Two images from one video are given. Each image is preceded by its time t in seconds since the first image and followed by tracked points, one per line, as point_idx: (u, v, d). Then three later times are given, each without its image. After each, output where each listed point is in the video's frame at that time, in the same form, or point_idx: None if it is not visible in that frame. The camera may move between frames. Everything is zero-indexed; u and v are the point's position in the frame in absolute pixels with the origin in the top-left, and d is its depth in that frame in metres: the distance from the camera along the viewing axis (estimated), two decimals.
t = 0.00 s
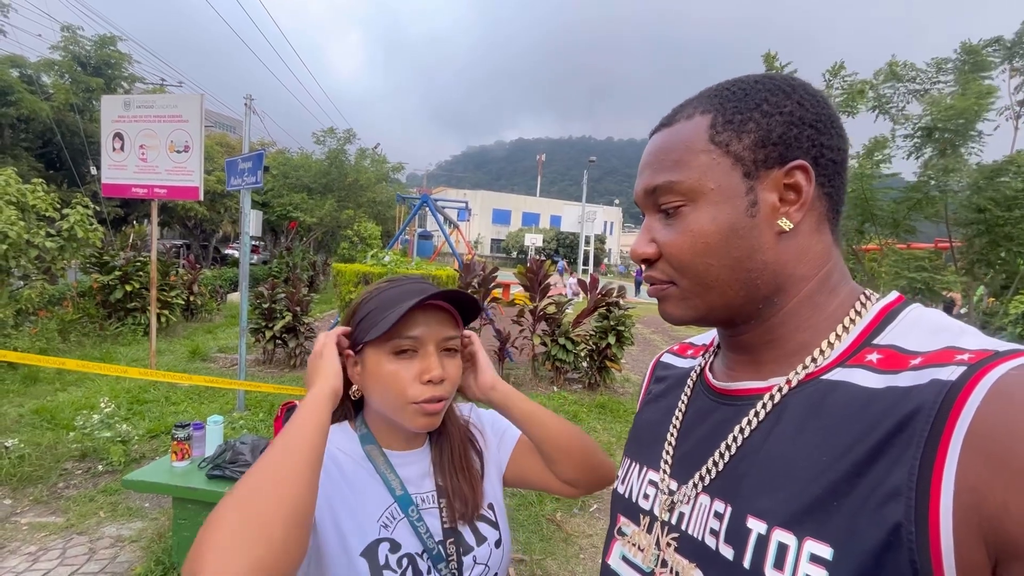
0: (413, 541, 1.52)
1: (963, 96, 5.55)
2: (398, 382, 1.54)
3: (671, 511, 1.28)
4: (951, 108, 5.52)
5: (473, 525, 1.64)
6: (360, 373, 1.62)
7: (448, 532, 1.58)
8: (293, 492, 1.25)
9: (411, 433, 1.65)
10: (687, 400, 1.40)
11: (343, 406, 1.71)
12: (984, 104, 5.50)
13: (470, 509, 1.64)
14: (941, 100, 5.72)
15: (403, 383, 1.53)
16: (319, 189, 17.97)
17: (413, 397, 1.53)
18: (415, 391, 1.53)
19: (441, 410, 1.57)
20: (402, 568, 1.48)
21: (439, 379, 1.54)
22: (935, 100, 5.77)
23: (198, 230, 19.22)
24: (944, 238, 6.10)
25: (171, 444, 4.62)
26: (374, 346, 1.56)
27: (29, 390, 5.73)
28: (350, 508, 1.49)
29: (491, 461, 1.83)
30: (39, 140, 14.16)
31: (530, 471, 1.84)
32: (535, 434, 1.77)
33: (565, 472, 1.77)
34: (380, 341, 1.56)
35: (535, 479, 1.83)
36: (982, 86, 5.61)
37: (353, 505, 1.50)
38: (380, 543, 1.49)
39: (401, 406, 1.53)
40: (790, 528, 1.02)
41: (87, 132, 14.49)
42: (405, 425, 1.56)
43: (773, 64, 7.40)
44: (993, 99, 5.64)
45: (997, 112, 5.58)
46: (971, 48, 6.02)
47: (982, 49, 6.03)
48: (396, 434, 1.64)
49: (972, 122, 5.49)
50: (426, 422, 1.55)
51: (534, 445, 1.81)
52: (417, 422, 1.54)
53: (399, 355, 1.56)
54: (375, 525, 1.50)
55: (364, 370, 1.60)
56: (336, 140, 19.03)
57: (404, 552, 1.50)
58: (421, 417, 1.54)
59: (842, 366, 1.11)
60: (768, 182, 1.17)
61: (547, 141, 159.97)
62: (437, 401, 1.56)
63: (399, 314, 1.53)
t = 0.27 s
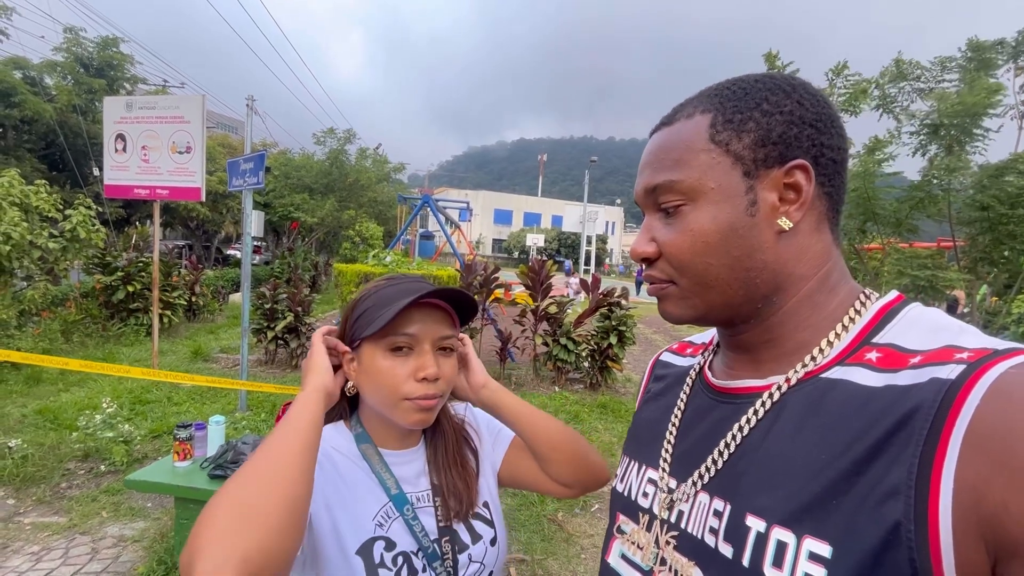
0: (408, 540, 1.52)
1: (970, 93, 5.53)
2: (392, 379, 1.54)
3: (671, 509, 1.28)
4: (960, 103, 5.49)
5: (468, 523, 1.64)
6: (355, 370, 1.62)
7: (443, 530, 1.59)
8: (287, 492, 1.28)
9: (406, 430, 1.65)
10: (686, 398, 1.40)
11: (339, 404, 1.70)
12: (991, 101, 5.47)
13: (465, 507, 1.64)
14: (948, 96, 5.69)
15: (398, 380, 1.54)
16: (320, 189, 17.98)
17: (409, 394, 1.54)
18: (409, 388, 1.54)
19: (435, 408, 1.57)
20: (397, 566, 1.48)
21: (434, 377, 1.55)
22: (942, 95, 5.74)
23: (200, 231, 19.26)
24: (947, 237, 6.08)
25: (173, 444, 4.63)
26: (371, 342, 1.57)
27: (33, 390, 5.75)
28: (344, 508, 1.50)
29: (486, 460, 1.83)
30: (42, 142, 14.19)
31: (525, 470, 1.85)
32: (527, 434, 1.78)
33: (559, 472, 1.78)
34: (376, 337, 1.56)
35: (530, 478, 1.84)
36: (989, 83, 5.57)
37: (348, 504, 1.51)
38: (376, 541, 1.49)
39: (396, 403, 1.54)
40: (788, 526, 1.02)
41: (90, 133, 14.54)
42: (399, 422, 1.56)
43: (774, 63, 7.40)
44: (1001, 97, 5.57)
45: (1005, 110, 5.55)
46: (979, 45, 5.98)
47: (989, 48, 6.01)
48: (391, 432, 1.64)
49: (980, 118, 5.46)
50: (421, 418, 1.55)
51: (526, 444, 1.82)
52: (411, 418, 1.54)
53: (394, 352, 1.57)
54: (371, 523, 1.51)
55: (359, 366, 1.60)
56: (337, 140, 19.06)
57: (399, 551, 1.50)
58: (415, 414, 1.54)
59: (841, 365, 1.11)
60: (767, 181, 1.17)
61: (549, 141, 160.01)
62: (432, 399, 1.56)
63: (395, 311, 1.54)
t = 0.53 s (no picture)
0: (409, 542, 1.53)
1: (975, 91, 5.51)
2: (394, 379, 1.55)
3: (671, 509, 1.28)
4: (965, 100, 5.48)
5: (468, 525, 1.65)
6: (355, 370, 1.63)
7: (443, 532, 1.59)
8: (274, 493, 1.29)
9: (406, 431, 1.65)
10: (686, 398, 1.41)
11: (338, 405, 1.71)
12: (996, 99, 5.45)
13: (465, 508, 1.65)
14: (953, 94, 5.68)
15: (399, 380, 1.55)
16: (321, 190, 17.98)
17: (410, 395, 1.54)
18: (411, 388, 1.54)
19: (436, 407, 1.58)
20: (398, 568, 1.49)
21: (436, 377, 1.56)
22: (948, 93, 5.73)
23: (202, 232, 19.29)
24: (950, 236, 6.07)
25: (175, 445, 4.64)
26: (372, 342, 1.57)
27: (36, 391, 5.77)
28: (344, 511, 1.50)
29: (487, 461, 1.83)
30: (44, 143, 14.22)
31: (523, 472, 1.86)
32: (528, 436, 1.79)
33: (557, 475, 1.79)
34: (378, 336, 1.57)
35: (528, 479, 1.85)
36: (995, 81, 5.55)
37: (348, 507, 1.51)
38: (376, 543, 1.49)
39: (397, 403, 1.55)
40: (790, 527, 1.02)
41: (92, 134, 14.57)
42: (399, 422, 1.57)
43: (776, 62, 7.39)
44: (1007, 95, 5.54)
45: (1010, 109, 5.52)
46: (985, 44, 5.96)
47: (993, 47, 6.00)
48: (391, 432, 1.64)
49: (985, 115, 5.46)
50: (421, 419, 1.55)
51: (526, 447, 1.83)
52: (412, 418, 1.55)
53: (396, 351, 1.57)
54: (371, 526, 1.51)
55: (360, 366, 1.61)
56: (338, 141, 19.08)
57: (399, 553, 1.50)
58: (416, 413, 1.55)
59: (843, 366, 1.11)
60: (773, 180, 1.16)
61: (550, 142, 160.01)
62: (433, 400, 1.57)
63: (397, 311, 1.54)
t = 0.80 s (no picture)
0: (411, 543, 1.53)
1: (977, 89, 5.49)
2: (396, 385, 1.55)
3: (674, 511, 1.28)
4: (967, 98, 5.46)
5: (470, 523, 1.65)
6: (357, 372, 1.63)
7: (446, 532, 1.59)
8: (283, 482, 1.32)
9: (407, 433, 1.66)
10: (689, 399, 1.41)
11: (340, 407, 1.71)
12: (999, 97, 5.42)
13: (465, 505, 1.66)
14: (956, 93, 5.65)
15: (402, 386, 1.55)
16: (322, 191, 18.00)
17: (412, 400, 1.55)
18: (413, 395, 1.55)
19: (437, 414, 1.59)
20: (401, 568, 1.49)
21: (438, 384, 1.56)
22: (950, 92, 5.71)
23: (204, 233, 19.32)
24: (954, 236, 6.05)
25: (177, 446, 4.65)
26: (375, 347, 1.57)
27: (39, 392, 5.79)
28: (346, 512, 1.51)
29: (485, 459, 1.84)
30: (47, 145, 14.24)
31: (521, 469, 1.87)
32: (527, 433, 1.81)
33: (557, 472, 1.81)
34: (381, 343, 1.56)
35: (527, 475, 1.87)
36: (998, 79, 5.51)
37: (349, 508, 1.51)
38: (379, 544, 1.50)
39: (398, 408, 1.55)
40: (794, 530, 1.02)
41: (94, 136, 14.60)
42: (400, 427, 1.58)
43: (777, 62, 7.37)
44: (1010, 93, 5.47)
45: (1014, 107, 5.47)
46: (989, 42, 5.94)
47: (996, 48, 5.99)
48: (391, 435, 1.64)
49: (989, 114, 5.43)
50: (422, 425, 1.56)
51: (526, 444, 1.85)
52: (413, 424, 1.56)
53: (398, 358, 1.57)
54: (373, 527, 1.52)
55: (362, 369, 1.61)
56: (339, 142, 19.09)
57: (402, 554, 1.51)
58: (416, 420, 1.56)
59: (848, 366, 1.11)
60: (781, 180, 1.16)
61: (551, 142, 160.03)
62: (435, 405, 1.57)
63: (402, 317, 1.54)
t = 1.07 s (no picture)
0: (412, 542, 1.53)
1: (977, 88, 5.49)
2: (392, 388, 1.55)
3: (676, 511, 1.28)
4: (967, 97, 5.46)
5: (471, 522, 1.65)
6: (354, 374, 1.63)
7: (447, 531, 1.58)
8: (287, 475, 1.34)
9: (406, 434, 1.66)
10: (691, 399, 1.41)
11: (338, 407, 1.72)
12: (999, 97, 5.42)
13: (467, 503, 1.67)
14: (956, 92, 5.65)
15: (398, 389, 1.55)
16: (323, 191, 18.01)
17: (409, 403, 1.55)
18: (408, 397, 1.55)
19: (432, 416, 1.59)
20: (403, 568, 1.49)
21: (433, 387, 1.56)
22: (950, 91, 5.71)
23: (205, 233, 19.34)
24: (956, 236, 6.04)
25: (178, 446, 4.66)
26: (371, 350, 1.57)
27: (41, 393, 5.80)
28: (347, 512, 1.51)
29: (485, 457, 1.84)
30: (49, 146, 14.26)
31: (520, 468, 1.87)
32: (527, 430, 1.82)
33: (558, 469, 1.81)
34: (376, 345, 1.56)
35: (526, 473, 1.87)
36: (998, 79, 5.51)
37: (350, 508, 1.51)
38: (380, 544, 1.50)
39: (394, 410, 1.55)
40: (797, 530, 1.02)
41: (95, 137, 14.63)
42: (396, 428, 1.58)
43: (777, 62, 7.37)
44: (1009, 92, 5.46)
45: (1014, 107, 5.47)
46: (991, 42, 5.95)
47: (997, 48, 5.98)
48: (389, 436, 1.64)
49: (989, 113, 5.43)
50: (416, 427, 1.57)
51: (525, 442, 1.86)
52: (409, 426, 1.56)
53: (394, 360, 1.57)
54: (374, 526, 1.52)
55: (358, 371, 1.61)
56: (340, 143, 19.11)
57: (403, 553, 1.51)
58: (412, 422, 1.56)
59: (851, 366, 1.11)
60: (783, 180, 1.16)
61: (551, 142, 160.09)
62: (431, 408, 1.57)
63: (397, 320, 1.54)
